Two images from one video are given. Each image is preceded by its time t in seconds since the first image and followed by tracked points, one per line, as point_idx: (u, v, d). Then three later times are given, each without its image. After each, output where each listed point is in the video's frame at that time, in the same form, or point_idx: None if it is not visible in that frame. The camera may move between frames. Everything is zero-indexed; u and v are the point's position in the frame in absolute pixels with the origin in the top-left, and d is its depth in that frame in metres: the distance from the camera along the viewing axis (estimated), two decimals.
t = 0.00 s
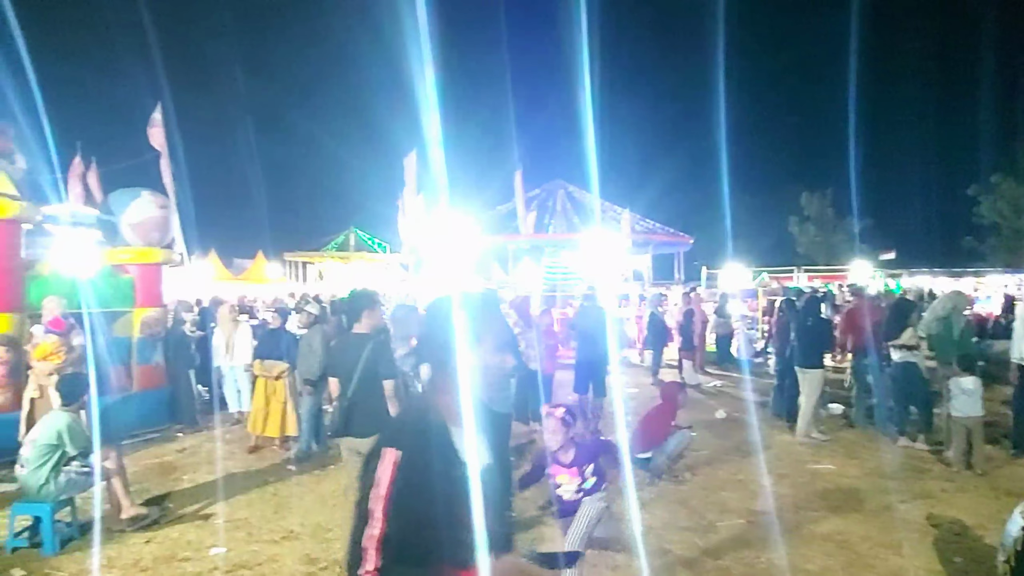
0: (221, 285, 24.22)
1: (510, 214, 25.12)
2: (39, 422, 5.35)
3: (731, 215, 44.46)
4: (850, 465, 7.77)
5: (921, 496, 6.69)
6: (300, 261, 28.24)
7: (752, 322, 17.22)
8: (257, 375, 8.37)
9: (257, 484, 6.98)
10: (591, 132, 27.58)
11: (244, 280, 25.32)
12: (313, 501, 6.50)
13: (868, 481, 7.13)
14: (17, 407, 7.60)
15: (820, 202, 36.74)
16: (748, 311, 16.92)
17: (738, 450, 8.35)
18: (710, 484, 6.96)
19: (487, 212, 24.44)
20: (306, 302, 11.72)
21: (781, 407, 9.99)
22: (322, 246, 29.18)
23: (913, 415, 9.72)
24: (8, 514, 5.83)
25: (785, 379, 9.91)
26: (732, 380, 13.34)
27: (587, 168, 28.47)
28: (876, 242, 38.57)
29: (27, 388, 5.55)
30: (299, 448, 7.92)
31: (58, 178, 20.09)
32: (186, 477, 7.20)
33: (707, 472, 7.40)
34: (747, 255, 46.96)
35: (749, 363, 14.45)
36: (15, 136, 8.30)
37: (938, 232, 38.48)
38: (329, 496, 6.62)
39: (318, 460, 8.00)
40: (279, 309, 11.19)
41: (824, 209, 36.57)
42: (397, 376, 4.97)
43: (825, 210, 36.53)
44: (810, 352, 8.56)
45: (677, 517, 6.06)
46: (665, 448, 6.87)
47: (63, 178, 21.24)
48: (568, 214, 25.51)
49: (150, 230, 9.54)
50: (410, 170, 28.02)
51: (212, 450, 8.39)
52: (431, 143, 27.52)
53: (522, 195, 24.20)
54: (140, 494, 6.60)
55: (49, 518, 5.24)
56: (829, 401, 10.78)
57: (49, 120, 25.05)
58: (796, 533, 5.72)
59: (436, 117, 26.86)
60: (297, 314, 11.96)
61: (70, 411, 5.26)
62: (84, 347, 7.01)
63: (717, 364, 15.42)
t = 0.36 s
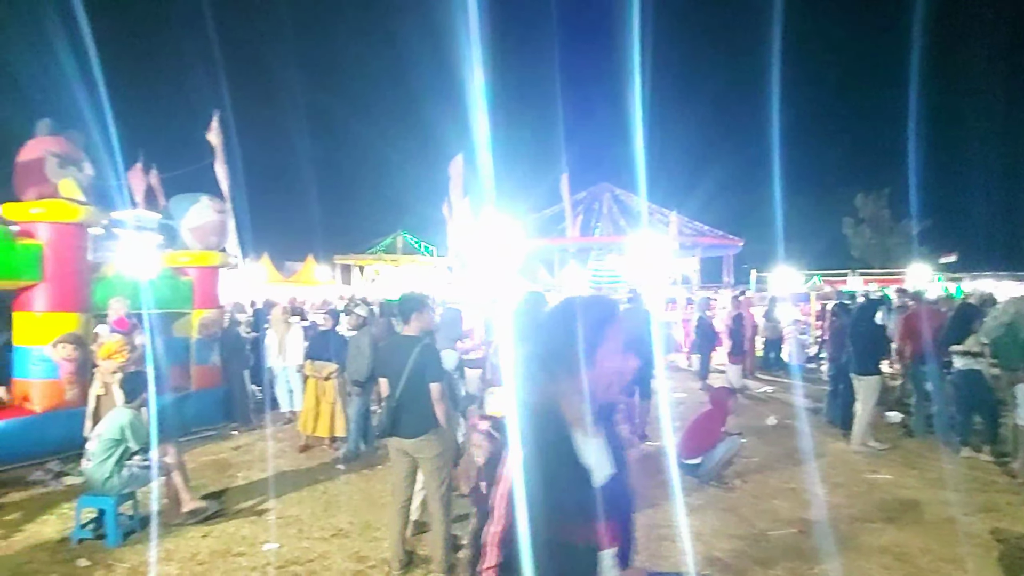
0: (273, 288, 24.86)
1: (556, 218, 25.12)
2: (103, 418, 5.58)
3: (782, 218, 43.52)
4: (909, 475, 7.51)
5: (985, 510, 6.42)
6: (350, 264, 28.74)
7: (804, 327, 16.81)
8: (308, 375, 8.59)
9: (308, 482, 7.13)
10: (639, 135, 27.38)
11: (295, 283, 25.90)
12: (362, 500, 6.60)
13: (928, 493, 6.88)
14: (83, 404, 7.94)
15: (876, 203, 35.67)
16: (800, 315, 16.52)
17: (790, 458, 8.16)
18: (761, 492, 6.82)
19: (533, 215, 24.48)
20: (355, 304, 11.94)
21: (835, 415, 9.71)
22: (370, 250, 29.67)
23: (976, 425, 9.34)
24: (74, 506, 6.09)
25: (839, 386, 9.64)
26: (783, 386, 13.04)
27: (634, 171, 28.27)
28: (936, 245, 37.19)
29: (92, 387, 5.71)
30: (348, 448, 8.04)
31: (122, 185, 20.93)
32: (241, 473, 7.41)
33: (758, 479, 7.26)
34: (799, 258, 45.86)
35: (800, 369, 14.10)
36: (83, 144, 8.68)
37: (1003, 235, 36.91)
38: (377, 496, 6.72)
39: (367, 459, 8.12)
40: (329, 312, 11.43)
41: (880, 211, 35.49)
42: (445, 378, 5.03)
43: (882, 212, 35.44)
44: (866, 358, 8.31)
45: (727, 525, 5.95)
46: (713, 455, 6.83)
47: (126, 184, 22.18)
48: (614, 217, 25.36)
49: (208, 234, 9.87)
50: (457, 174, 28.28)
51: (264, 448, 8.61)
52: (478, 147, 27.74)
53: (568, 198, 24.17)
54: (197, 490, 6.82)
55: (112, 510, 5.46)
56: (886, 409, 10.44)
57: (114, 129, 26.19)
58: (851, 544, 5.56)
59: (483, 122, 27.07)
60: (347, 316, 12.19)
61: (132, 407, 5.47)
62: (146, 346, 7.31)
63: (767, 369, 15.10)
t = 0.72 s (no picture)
0: (329, 290, 25.41)
1: (608, 220, 24.93)
2: (171, 416, 5.80)
3: (843, 219, 42.19)
4: (981, 487, 7.17)
5: None
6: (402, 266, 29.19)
7: (867, 331, 16.25)
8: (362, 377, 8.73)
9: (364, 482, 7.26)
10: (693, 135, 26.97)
11: (350, 285, 26.43)
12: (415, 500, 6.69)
13: (1003, 506, 6.55)
14: (151, 402, 8.27)
15: (944, 202, 34.27)
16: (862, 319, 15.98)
17: (852, 467, 7.89)
18: (822, 502, 6.61)
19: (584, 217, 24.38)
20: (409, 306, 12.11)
21: (900, 423, 9.36)
22: (423, 253, 30.03)
23: None
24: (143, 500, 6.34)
25: (905, 393, 9.28)
26: (844, 393, 12.63)
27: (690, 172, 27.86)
28: (1010, 246, 35.46)
29: (160, 387, 5.91)
30: (402, 448, 8.16)
31: (188, 191, 21.79)
32: (299, 471, 7.59)
33: (819, 488, 7.04)
34: (860, 260, 44.37)
35: (863, 375, 13.64)
36: (152, 153, 9.04)
37: None
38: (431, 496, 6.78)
39: (420, 460, 8.22)
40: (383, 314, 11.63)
41: (948, 210, 34.07)
42: (501, 381, 5.04)
43: (950, 211, 34.02)
44: (934, 365, 7.98)
45: (787, 534, 5.79)
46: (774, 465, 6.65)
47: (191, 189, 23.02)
48: (668, 219, 25.05)
49: (268, 239, 10.13)
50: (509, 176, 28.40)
51: (321, 447, 8.81)
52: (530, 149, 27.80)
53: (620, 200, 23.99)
54: (258, 486, 7.02)
55: (179, 504, 5.66)
56: (956, 418, 9.98)
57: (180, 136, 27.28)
58: (920, 558, 5.34)
59: (536, 125, 27.10)
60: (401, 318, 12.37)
61: (197, 406, 5.61)
62: (209, 347, 7.57)
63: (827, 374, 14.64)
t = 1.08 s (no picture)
0: (370, 293, 25.79)
1: (647, 222, 24.70)
2: (219, 417, 5.95)
3: (891, 219, 41.08)
4: None
5: None
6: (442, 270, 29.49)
7: (917, 334, 15.78)
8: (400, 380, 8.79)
9: (404, 483, 7.33)
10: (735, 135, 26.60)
11: (390, 289, 26.84)
12: (455, 501, 6.73)
13: None
14: (200, 403, 8.50)
15: (998, 201, 33.08)
16: (911, 322, 15.53)
17: (902, 474, 7.67)
18: (870, 509, 6.43)
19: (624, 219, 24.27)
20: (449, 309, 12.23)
21: (953, 429, 9.06)
22: (462, 256, 30.22)
23: None
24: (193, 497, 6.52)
25: (958, 398, 8.98)
26: (893, 397, 12.29)
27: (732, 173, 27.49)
28: None
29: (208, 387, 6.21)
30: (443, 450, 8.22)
31: (236, 197, 22.48)
32: (342, 472, 7.71)
33: (867, 495, 6.85)
34: (909, 261, 43.12)
35: (912, 379, 13.26)
36: (200, 162, 9.30)
37: None
38: (471, 498, 6.82)
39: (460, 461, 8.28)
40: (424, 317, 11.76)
41: (1003, 210, 32.88)
42: (542, 383, 5.05)
43: (1005, 211, 32.83)
44: (988, 369, 7.72)
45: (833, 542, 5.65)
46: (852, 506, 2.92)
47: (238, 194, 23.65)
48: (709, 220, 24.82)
49: (310, 243, 10.30)
50: (547, 179, 28.46)
51: (362, 448, 8.94)
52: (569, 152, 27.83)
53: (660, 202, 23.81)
54: (302, 486, 7.16)
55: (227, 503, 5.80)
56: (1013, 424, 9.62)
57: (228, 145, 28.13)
58: (974, 569, 5.15)
59: (575, 127, 27.03)
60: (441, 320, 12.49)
61: (243, 405, 5.81)
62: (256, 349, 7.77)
63: (875, 379, 14.27)
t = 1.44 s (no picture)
0: (412, 295, 26.08)
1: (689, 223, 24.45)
2: (268, 416, 6.09)
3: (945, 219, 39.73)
4: None
5: None
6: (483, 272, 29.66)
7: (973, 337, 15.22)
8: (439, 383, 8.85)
9: (446, 484, 7.38)
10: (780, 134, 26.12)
11: (432, 291, 27.11)
12: (497, 503, 6.74)
13: None
14: (248, 403, 8.72)
15: None
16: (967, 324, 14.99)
17: (957, 481, 7.40)
18: (924, 518, 6.22)
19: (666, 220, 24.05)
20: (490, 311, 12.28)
21: (1012, 436, 8.70)
22: (503, 258, 30.32)
23: None
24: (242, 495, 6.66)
25: (1017, 404, 8.63)
26: (948, 403, 11.88)
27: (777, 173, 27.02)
28: None
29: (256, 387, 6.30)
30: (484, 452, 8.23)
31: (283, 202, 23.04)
32: (385, 472, 7.80)
33: (921, 504, 6.62)
34: (964, 262, 41.64)
35: (968, 383, 12.79)
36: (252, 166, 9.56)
37: None
38: (513, 500, 6.81)
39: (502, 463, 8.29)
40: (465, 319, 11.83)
41: None
42: (584, 386, 5.04)
43: None
44: None
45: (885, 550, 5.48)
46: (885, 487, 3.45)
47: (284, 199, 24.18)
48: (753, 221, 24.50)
49: (355, 245, 10.49)
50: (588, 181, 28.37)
51: (404, 449, 9.02)
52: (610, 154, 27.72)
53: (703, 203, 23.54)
54: (346, 486, 7.26)
55: (274, 500, 5.91)
56: None
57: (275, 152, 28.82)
58: None
59: (617, 128, 26.87)
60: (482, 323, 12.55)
61: (289, 406, 5.86)
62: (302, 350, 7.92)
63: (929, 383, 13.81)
